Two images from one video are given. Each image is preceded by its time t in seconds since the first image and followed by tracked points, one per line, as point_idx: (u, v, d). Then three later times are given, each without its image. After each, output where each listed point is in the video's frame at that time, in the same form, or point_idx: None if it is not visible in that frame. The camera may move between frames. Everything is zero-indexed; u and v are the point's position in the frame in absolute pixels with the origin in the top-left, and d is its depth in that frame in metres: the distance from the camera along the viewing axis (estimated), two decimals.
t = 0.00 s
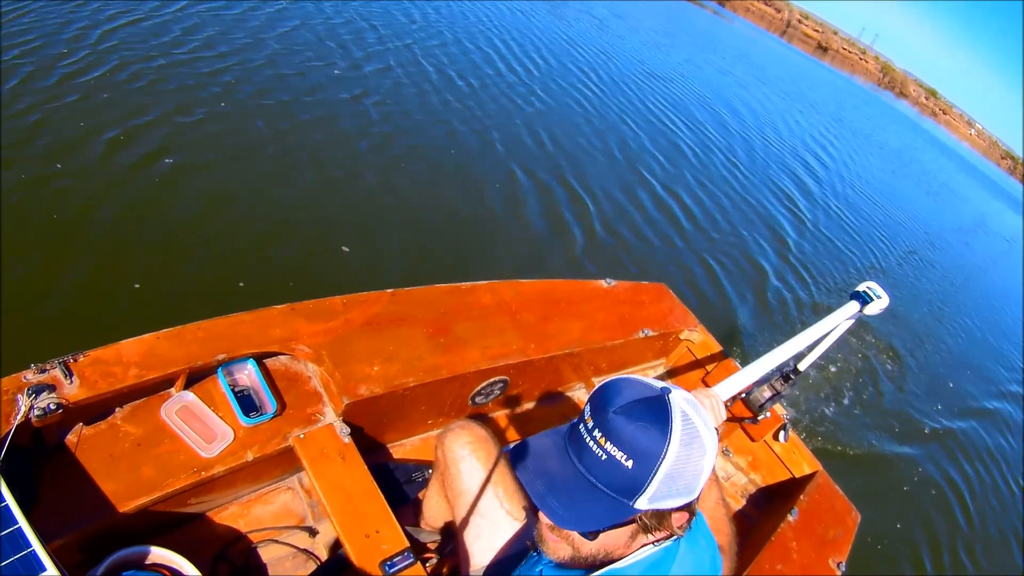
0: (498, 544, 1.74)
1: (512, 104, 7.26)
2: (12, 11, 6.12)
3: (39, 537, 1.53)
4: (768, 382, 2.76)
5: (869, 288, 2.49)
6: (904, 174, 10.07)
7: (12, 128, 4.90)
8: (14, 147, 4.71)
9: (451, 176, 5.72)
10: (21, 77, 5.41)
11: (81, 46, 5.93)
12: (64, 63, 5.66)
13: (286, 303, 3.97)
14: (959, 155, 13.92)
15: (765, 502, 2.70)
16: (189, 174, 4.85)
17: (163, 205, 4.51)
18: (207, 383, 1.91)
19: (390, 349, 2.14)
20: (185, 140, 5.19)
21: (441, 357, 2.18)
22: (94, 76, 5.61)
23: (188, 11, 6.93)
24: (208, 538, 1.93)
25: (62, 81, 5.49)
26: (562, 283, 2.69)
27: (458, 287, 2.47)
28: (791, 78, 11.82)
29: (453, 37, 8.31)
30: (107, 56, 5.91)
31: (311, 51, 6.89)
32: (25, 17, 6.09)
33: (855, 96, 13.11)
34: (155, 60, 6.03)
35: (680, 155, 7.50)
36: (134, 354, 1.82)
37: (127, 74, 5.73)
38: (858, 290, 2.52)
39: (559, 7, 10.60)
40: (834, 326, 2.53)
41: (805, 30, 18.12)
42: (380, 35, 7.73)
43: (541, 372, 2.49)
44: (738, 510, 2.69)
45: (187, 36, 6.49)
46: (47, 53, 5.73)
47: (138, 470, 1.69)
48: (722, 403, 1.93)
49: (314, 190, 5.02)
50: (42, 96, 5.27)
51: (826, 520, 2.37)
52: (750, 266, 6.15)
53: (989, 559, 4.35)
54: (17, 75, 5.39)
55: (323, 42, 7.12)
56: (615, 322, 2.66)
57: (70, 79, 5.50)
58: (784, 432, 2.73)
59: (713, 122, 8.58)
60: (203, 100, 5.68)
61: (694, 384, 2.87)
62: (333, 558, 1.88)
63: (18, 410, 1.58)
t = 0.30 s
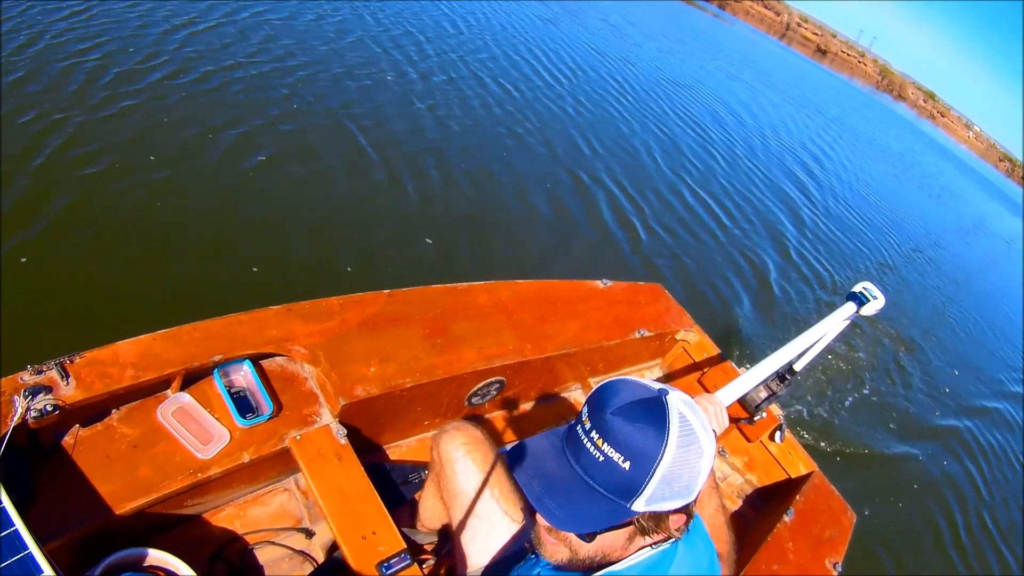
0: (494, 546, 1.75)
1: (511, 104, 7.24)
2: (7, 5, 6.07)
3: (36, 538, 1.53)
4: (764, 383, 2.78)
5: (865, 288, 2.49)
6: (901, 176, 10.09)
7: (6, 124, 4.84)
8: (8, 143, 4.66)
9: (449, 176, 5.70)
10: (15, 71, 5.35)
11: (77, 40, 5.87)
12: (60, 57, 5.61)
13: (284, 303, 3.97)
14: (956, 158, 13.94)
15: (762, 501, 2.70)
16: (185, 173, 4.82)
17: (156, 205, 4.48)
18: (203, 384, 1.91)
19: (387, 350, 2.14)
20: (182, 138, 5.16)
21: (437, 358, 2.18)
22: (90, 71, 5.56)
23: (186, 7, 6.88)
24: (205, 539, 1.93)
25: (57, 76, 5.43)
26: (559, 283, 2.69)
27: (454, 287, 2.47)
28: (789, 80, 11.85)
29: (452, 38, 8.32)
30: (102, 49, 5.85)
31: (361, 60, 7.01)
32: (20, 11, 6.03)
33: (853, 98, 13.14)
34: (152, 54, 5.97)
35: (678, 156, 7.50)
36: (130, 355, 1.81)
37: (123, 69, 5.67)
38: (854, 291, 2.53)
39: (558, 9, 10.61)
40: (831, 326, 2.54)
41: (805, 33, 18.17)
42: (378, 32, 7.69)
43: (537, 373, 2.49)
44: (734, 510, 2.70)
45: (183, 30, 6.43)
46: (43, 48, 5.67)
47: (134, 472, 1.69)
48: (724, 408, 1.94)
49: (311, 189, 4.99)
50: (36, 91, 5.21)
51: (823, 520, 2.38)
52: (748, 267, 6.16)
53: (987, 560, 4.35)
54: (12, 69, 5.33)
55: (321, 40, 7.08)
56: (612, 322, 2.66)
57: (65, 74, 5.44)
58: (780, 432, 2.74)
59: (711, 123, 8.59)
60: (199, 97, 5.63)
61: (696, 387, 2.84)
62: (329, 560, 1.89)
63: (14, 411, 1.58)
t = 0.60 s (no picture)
0: (491, 546, 1.75)
1: (510, 106, 7.25)
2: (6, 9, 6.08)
3: (32, 539, 1.53)
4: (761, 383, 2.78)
5: (862, 288, 2.50)
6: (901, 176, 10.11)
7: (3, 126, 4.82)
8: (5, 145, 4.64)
9: (448, 178, 5.70)
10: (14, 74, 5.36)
11: (77, 48, 5.90)
12: (60, 63, 5.63)
13: (283, 305, 4.01)
14: (956, 158, 13.96)
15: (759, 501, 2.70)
16: (183, 177, 4.80)
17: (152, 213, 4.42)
18: (200, 385, 1.91)
19: (384, 351, 2.14)
20: (180, 142, 5.15)
21: (434, 358, 2.19)
22: (89, 75, 5.57)
23: (185, 15, 6.92)
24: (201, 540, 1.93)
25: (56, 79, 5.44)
26: (555, 283, 2.69)
27: (452, 288, 2.48)
28: (788, 81, 11.87)
29: (452, 40, 8.35)
30: (103, 57, 5.89)
31: (361, 63, 7.02)
32: (19, 16, 6.05)
33: (853, 100, 13.16)
34: (152, 60, 6.00)
35: (677, 157, 7.51)
36: (126, 356, 1.82)
37: (122, 75, 5.70)
38: (851, 291, 2.53)
39: (557, 12, 10.64)
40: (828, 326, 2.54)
41: (805, 35, 18.22)
42: (377, 37, 7.71)
43: (534, 374, 2.49)
44: (731, 510, 2.70)
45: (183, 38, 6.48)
46: (43, 53, 5.69)
47: (130, 472, 1.69)
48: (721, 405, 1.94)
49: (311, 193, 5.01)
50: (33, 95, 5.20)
51: (820, 520, 2.38)
52: (747, 268, 6.16)
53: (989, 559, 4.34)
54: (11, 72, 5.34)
55: (320, 45, 7.11)
56: (609, 323, 2.67)
57: (65, 79, 5.46)
58: (777, 433, 2.74)
59: (710, 125, 8.61)
60: (198, 102, 5.65)
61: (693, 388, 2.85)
62: (325, 559, 1.89)
63: (10, 412, 1.58)
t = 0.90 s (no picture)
0: (489, 548, 1.75)
1: (510, 107, 7.25)
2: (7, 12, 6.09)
3: (31, 541, 1.53)
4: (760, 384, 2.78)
5: (862, 290, 2.49)
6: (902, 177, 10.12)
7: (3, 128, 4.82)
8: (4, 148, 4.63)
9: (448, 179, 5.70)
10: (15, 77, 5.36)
11: (78, 51, 5.91)
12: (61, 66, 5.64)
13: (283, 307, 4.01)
14: (956, 159, 13.97)
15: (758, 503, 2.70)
16: (184, 180, 4.82)
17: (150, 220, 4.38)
18: (199, 387, 1.91)
19: (382, 353, 2.14)
20: (179, 146, 5.15)
21: (432, 361, 2.19)
22: (91, 78, 5.59)
23: (186, 19, 6.94)
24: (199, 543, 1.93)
25: (56, 82, 5.44)
26: (555, 285, 2.69)
27: (451, 290, 2.48)
28: (789, 82, 11.87)
29: (452, 41, 8.35)
30: (104, 60, 5.90)
31: (362, 64, 7.03)
32: (20, 19, 6.06)
33: (854, 100, 13.16)
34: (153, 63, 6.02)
35: (678, 157, 7.51)
36: (125, 359, 1.82)
37: (123, 78, 5.71)
38: (851, 292, 2.52)
39: (558, 13, 10.65)
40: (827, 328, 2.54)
41: (806, 36, 18.23)
42: (378, 39, 7.72)
43: (533, 376, 2.49)
44: (730, 512, 2.69)
45: (183, 42, 6.49)
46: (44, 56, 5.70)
47: (129, 475, 1.69)
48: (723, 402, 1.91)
49: (310, 194, 5.01)
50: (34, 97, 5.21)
51: (819, 522, 2.38)
52: (748, 269, 6.15)
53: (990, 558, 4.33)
54: (11, 73, 5.34)
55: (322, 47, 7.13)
56: (608, 324, 2.66)
57: (68, 81, 5.48)
58: (777, 435, 2.72)
59: (712, 125, 8.61)
60: (198, 105, 5.66)
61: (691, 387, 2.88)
62: (325, 562, 1.89)
63: (9, 414, 1.58)
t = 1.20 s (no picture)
0: (490, 545, 1.75)
1: (512, 108, 7.26)
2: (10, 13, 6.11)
3: (35, 536, 1.53)
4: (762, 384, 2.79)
5: (863, 291, 2.50)
6: (902, 179, 10.13)
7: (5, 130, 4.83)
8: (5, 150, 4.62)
9: (449, 180, 5.71)
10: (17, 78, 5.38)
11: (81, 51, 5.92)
12: (64, 67, 5.66)
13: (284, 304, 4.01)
14: (958, 163, 13.98)
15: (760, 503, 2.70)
16: (185, 179, 4.82)
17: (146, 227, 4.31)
18: (203, 383, 1.91)
19: (385, 351, 2.14)
20: (180, 146, 5.14)
21: (435, 359, 2.19)
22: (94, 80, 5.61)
23: (189, 19, 6.96)
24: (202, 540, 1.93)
25: (59, 83, 5.46)
26: (556, 285, 2.70)
27: (453, 289, 2.48)
28: (790, 85, 11.89)
29: (454, 44, 8.38)
30: (106, 60, 5.91)
31: (364, 66, 7.05)
32: (23, 21, 6.08)
33: (854, 103, 13.19)
34: (156, 64, 6.04)
35: (679, 159, 7.52)
36: (129, 355, 1.82)
37: (126, 78, 5.73)
38: (852, 292, 2.53)
39: (560, 16, 10.69)
40: (827, 327, 2.55)
41: (808, 39, 18.28)
42: (380, 41, 7.74)
43: (535, 375, 2.49)
44: (732, 512, 2.69)
45: (185, 43, 6.51)
46: (46, 57, 5.71)
47: (132, 471, 1.69)
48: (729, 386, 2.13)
49: (311, 195, 5.01)
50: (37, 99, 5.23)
51: (820, 522, 2.38)
52: (747, 270, 6.16)
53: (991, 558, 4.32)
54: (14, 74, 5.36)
55: (324, 49, 7.15)
56: (610, 324, 2.67)
57: (71, 82, 5.50)
58: (778, 435, 2.72)
59: (712, 127, 8.63)
60: (200, 105, 5.68)
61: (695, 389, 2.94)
62: (327, 559, 1.89)
63: (13, 409, 1.58)
